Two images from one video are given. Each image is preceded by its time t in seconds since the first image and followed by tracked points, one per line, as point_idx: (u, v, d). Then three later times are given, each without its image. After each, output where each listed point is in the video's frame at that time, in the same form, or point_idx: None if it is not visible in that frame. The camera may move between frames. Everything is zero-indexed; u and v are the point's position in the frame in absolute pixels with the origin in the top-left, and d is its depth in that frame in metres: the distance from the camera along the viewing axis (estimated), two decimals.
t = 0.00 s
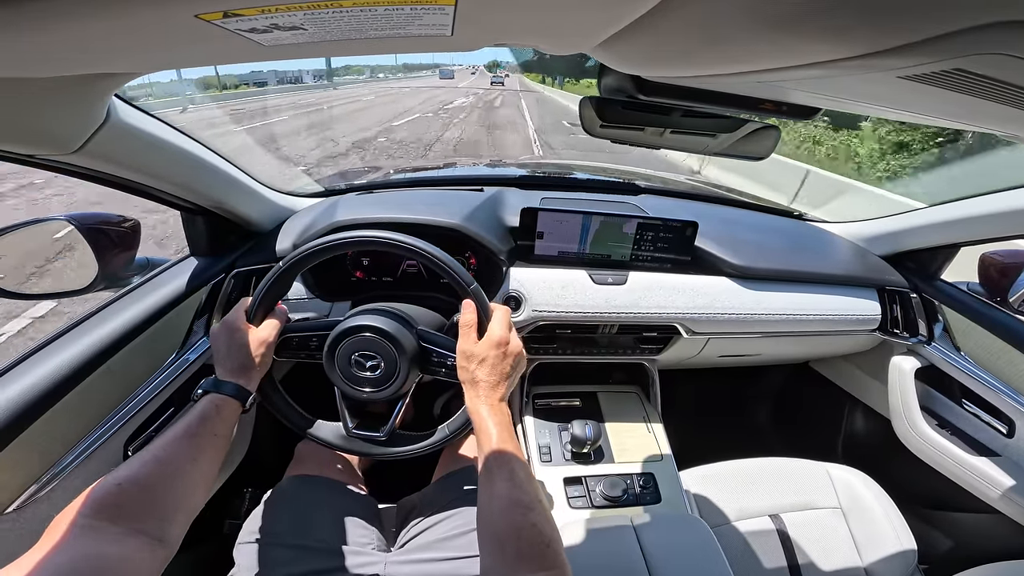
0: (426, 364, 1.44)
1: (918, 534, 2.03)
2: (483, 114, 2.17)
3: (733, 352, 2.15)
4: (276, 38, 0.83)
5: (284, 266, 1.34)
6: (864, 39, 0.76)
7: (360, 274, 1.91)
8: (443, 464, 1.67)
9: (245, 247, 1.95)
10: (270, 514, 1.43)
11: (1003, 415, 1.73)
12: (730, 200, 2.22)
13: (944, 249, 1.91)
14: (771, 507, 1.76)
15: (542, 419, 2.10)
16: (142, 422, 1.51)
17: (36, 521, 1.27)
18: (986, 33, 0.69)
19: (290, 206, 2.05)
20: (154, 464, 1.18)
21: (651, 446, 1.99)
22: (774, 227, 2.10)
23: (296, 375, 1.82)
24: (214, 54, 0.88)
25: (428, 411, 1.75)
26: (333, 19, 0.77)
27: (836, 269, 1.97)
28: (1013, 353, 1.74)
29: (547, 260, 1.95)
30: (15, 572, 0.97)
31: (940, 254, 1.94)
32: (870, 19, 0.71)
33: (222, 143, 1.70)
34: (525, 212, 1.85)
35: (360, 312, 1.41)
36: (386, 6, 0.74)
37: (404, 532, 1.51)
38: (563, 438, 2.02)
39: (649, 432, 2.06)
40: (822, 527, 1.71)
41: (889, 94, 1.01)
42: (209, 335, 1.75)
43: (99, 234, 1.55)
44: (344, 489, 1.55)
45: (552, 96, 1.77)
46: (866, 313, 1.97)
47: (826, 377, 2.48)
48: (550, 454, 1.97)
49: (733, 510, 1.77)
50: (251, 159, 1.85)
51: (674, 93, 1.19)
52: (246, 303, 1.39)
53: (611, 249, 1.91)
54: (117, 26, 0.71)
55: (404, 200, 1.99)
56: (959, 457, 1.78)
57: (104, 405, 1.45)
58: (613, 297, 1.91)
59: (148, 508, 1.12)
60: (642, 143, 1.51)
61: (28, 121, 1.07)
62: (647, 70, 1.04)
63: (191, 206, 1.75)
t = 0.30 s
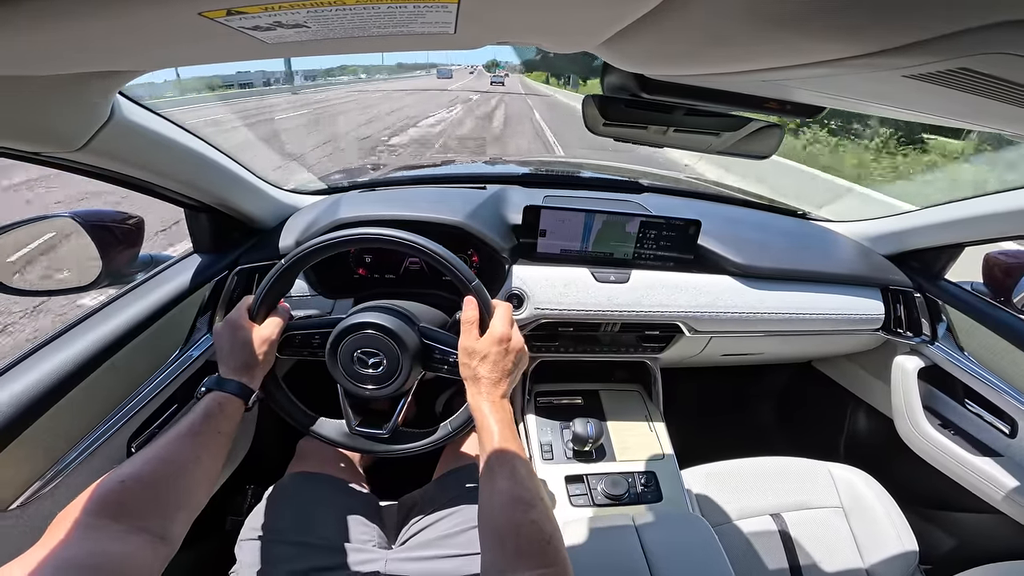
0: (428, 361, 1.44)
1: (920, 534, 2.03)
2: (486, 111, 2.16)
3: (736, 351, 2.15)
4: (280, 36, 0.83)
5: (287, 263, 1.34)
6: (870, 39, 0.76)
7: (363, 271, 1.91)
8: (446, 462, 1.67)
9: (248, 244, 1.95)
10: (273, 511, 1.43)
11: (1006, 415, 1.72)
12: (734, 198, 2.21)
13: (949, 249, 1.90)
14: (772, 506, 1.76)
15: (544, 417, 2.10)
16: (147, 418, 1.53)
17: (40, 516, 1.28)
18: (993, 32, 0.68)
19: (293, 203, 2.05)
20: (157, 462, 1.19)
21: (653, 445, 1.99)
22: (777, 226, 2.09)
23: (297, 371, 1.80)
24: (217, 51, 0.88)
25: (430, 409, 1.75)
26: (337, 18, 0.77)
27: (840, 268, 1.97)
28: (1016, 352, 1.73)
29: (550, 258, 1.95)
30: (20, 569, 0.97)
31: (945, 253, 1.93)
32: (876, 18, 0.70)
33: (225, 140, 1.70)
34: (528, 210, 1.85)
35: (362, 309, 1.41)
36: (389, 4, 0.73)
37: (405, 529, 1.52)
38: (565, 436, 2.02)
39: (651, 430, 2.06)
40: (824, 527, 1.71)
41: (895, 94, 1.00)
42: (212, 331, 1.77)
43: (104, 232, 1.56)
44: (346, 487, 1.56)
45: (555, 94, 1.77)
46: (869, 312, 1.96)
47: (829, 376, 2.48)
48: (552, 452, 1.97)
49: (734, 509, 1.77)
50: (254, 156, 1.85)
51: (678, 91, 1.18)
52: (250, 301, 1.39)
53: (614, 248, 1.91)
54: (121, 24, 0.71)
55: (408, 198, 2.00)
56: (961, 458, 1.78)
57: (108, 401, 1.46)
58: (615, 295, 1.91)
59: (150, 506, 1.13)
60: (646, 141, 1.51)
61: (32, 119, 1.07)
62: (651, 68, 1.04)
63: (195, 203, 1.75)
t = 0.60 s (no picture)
0: (428, 362, 1.44)
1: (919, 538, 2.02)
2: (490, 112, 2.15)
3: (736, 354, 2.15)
4: (283, 36, 0.83)
5: (287, 263, 1.34)
6: (873, 41, 0.76)
7: (363, 272, 1.92)
8: (445, 462, 1.67)
9: (249, 244, 1.95)
10: (273, 511, 1.43)
11: (1005, 419, 1.72)
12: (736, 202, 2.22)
13: (949, 253, 1.90)
14: (771, 509, 1.76)
15: (543, 418, 2.10)
16: (145, 417, 1.53)
17: (38, 516, 1.27)
18: (995, 36, 0.68)
19: (294, 203, 2.05)
20: (155, 461, 1.18)
21: (652, 448, 1.99)
22: (778, 229, 2.10)
23: (297, 372, 1.81)
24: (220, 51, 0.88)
25: (429, 410, 1.75)
26: (340, 18, 0.77)
27: (840, 272, 1.96)
28: (1017, 357, 1.73)
29: (551, 260, 1.95)
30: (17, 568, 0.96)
31: (946, 257, 1.93)
32: (879, 21, 0.70)
33: (227, 140, 1.70)
34: (529, 212, 1.85)
35: (362, 310, 1.41)
36: (392, 5, 0.74)
37: (404, 530, 1.52)
38: (564, 438, 2.02)
39: (650, 433, 2.05)
40: (823, 531, 1.70)
41: (896, 97, 1.00)
42: (211, 331, 1.77)
43: (104, 230, 1.57)
44: (345, 487, 1.56)
45: (555, 96, 1.77)
46: (870, 316, 1.96)
47: (829, 380, 2.48)
48: (551, 453, 1.97)
49: (733, 511, 1.76)
50: (255, 156, 1.85)
51: (679, 94, 1.19)
52: (250, 302, 1.39)
53: (614, 250, 1.91)
54: (124, 22, 0.71)
55: (408, 199, 2.00)
56: (960, 461, 1.78)
57: (107, 400, 1.46)
58: (616, 297, 1.91)
59: (148, 506, 1.12)
60: (647, 144, 1.51)
61: (35, 117, 1.07)
62: (652, 71, 1.04)
63: (195, 202, 1.75)
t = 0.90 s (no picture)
0: (431, 361, 1.44)
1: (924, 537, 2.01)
2: (492, 113, 2.15)
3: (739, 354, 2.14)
4: (284, 37, 0.83)
5: (290, 264, 1.35)
6: (875, 40, 0.76)
7: (366, 272, 1.92)
8: (448, 462, 1.67)
9: (253, 244, 1.96)
10: (276, 511, 1.44)
11: (1011, 419, 1.71)
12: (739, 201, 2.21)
13: (954, 252, 1.89)
14: (775, 509, 1.75)
15: (546, 418, 2.10)
16: (149, 417, 1.54)
17: (43, 516, 1.28)
18: (997, 34, 0.68)
19: (298, 203, 2.05)
20: (160, 463, 1.19)
21: (655, 447, 1.99)
22: (782, 228, 2.09)
23: (301, 373, 1.82)
24: (222, 52, 0.89)
25: (432, 410, 1.76)
26: (341, 19, 0.77)
27: (845, 271, 1.96)
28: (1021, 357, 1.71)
29: (554, 260, 1.95)
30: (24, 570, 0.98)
31: (950, 256, 1.92)
32: (880, 19, 0.70)
33: (230, 140, 1.71)
34: (531, 212, 1.86)
35: (364, 310, 1.41)
36: (392, 6, 0.74)
37: (407, 529, 1.52)
38: (567, 438, 2.02)
39: (653, 433, 2.05)
40: (827, 531, 1.69)
41: (898, 95, 1.00)
42: (216, 332, 1.78)
43: (110, 231, 1.57)
44: (348, 487, 1.56)
45: (557, 95, 1.77)
46: (873, 316, 1.95)
47: (833, 379, 2.47)
48: (553, 453, 1.97)
49: (737, 511, 1.76)
50: (258, 157, 1.86)
51: (680, 93, 1.18)
52: (252, 303, 1.40)
53: (617, 249, 1.91)
54: (125, 25, 0.71)
55: (411, 199, 2.00)
56: (965, 461, 1.77)
57: (111, 401, 1.47)
58: (618, 297, 1.91)
59: (154, 508, 1.13)
60: (650, 143, 1.51)
61: (39, 118, 1.08)
62: (654, 70, 1.04)
63: (199, 203, 1.76)
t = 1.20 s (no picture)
0: (430, 359, 1.44)
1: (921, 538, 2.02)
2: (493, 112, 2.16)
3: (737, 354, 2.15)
4: (286, 34, 0.83)
5: (289, 262, 1.34)
6: (877, 41, 0.76)
7: (365, 270, 1.92)
8: (448, 460, 1.67)
9: (252, 241, 1.96)
10: (274, 509, 1.43)
11: (1008, 420, 1.72)
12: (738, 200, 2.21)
13: (952, 254, 1.90)
14: (772, 509, 1.75)
15: (545, 417, 2.10)
16: (147, 414, 1.53)
17: (41, 513, 1.27)
18: (998, 36, 0.68)
19: (296, 201, 2.05)
20: (160, 463, 1.19)
21: (653, 447, 1.99)
22: (781, 229, 2.09)
23: (299, 371, 1.82)
24: (224, 50, 0.88)
25: (430, 408, 1.76)
26: (343, 17, 0.77)
27: (844, 272, 1.96)
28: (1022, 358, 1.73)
29: (553, 259, 1.95)
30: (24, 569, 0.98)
31: (948, 258, 1.93)
32: (883, 21, 0.70)
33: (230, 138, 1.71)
34: (531, 211, 1.86)
35: (364, 308, 1.41)
36: (395, 4, 0.73)
37: (405, 528, 1.52)
38: (564, 437, 2.02)
39: (651, 432, 2.06)
40: (824, 532, 1.70)
41: (899, 97, 1.00)
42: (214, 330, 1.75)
43: (108, 227, 1.58)
44: (347, 485, 1.56)
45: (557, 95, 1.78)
46: (872, 316, 1.95)
47: (831, 380, 2.47)
48: (552, 452, 1.97)
49: (735, 511, 1.76)
50: (258, 154, 1.86)
51: (681, 93, 1.19)
52: (251, 301, 1.39)
53: (617, 249, 1.91)
54: (127, 22, 0.71)
55: (411, 197, 2.00)
56: (961, 462, 1.78)
57: (109, 398, 1.46)
58: (617, 297, 1.91)
59: (153, 508, 1.13)
60: (651, 143, 1.51)
61: (38, 115, 1.07)
62: (654, 70, 1.04)
63: (198, 200, 1.75)
